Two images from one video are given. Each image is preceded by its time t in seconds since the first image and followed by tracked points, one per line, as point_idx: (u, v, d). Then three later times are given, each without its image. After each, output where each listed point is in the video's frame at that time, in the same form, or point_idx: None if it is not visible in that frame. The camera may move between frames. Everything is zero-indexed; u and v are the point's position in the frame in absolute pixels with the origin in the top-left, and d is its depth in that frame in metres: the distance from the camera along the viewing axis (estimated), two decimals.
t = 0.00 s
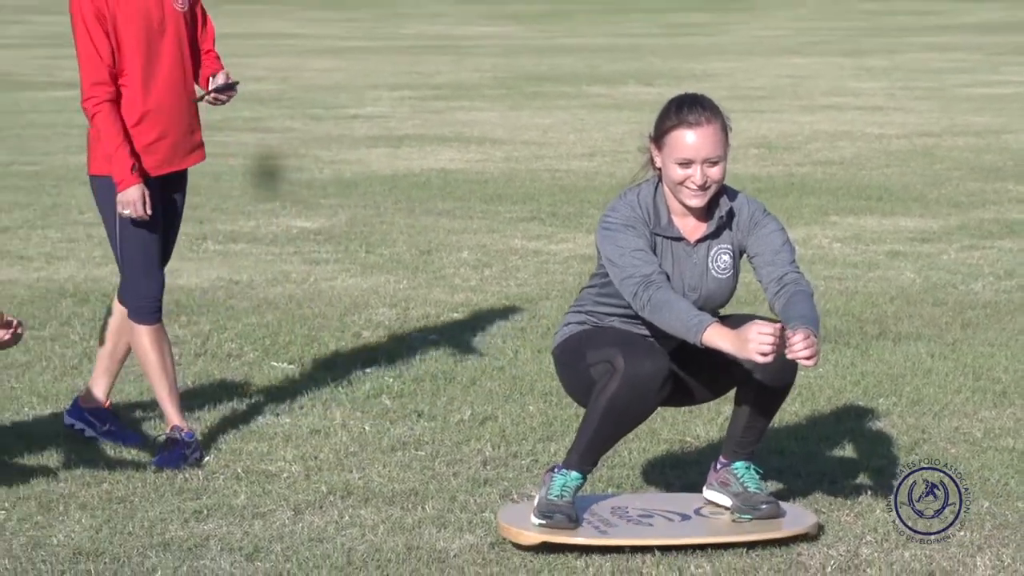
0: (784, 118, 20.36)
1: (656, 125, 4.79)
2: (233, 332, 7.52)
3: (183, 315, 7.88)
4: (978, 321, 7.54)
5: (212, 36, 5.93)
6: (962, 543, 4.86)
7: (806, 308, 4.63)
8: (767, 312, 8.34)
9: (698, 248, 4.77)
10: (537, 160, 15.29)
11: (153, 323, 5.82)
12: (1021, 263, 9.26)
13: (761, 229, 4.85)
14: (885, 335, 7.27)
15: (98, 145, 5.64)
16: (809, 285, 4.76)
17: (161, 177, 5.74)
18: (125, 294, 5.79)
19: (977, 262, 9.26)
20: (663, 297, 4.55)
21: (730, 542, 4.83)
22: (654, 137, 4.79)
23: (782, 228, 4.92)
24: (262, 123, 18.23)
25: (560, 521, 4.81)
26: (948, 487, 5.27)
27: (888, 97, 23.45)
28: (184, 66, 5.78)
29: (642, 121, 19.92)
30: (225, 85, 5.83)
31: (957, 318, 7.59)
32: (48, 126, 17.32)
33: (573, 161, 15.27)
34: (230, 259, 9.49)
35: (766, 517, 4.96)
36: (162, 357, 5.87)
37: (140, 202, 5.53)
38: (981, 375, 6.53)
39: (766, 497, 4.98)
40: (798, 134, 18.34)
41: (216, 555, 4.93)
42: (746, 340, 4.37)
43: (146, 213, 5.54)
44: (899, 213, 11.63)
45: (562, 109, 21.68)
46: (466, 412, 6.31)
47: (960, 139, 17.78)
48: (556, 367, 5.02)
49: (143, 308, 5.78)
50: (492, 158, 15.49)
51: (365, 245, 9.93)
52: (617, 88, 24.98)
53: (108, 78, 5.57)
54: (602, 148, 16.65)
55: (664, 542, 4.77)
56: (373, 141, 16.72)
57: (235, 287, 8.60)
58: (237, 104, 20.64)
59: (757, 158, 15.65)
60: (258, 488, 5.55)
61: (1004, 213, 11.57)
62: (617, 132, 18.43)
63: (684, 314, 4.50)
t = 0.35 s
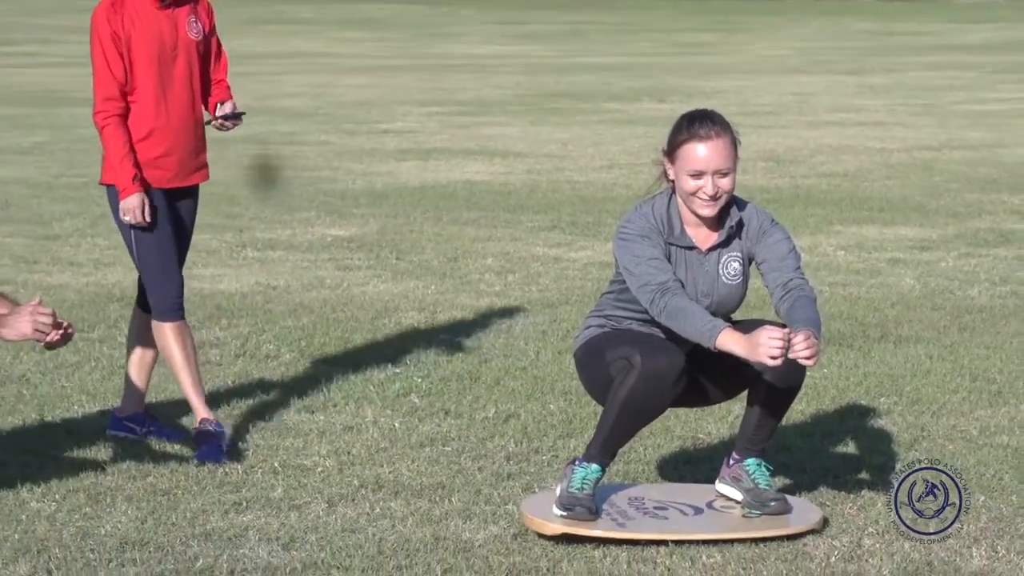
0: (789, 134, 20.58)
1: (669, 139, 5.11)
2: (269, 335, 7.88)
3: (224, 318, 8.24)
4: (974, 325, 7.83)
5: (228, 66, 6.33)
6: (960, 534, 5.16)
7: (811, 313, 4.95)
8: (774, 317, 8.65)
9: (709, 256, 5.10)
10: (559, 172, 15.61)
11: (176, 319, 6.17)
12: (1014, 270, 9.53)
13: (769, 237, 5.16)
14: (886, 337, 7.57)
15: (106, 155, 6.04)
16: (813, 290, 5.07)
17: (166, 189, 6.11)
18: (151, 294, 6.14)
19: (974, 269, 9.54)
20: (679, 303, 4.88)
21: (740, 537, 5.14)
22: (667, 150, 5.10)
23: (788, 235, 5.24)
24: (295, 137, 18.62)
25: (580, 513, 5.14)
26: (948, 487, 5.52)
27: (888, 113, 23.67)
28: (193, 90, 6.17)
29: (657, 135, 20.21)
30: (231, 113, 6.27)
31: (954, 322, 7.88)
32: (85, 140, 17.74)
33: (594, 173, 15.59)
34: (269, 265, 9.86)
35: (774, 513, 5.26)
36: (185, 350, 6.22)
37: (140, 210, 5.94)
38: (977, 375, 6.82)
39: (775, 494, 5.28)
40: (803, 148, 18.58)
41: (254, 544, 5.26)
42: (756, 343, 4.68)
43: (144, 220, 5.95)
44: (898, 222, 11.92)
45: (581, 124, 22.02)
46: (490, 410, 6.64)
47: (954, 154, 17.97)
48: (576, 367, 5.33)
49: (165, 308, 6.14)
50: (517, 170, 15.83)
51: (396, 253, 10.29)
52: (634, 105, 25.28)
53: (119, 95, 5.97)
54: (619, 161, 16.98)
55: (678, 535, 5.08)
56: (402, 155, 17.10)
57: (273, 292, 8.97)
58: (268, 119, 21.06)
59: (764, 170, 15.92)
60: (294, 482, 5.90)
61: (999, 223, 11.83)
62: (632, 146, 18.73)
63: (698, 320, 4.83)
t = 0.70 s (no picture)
0: (796, 157, 20.86)
1: (680, 166, 5.42)
2: (298, 348, 8.22)
3: (257, 332, 8.60)
4: (970, 339, 8.12)
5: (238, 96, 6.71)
6: (958, 538, 5.44)
7: (816, 329, 5.24)
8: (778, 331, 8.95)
9: (719, 276, 5.42)
10: (575, 195, 15.94)
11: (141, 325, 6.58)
12: (1010, 287, 9.81)
13: (775, 258, 5.47)
14: (887, 350, 7.86)
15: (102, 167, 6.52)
16: (817, 308, 5.38)
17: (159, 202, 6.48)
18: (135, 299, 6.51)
19: (970, 286, 9.82)
20: (691, 319, 5.18)
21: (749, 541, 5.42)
22: (678, 177, 5.41)
23: (793, 257, 5.55)
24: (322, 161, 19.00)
25: (597, 516, 5.44)
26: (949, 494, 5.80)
27: (890, 139, 23.94)
28: (196, 114, 6.56)
29: (670, 159, 20.53)
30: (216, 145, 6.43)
31: (952, 336, 8.17)
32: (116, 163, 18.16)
33: (608, 195, 15.91)
34: (300, 282, 10.21)
35: (783, 519, 5.54)
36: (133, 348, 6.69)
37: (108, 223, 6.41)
38: (973, 387, 7.11)
39: (782, 501, 5.55)
40: (808, 172, 18.86)
41: (287, 547, 5.57)
42: (764, 356, 4.97)
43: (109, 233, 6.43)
44: (898, 241, 12.20)
45: (598, 148, 22.36)
46: (510, 419, 6.96)
47: (953, 177, 18.21)
48: (592, 382, 5.64)
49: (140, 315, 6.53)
50: (536, 192, 16.16)
51: (420, 270, 10.63)
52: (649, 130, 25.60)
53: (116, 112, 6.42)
54: (634, 184, 17.30)
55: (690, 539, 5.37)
56: (427, 177, 17.45)
57: (304, 307, 9.32)
58: (296, 143, 21.46)
59: (771, 192, 16.21)
60: (325, 488, 6.21)
61: (995, 243, 12.12)
62: (645, 169, 19.05)
63: (709, 334, 5.13)
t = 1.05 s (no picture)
0: (805, 176, 21.05)
1: (696, 184, 5.65)
2: (323, 359, 8.48)
3: (286, 344, 8.85)
4: (974, 351, 8.33)
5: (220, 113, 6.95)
6: (961, 543, 5.65)
7: (828, 342, 5.45)
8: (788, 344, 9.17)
9: (734, 290, 5.65)
10: (592, 211, 16.16)
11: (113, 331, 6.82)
12: (1014, 301, 10.00)
13: (788, 273, 5.69)
14: (893, 362, 8.07)
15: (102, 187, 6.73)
16: (829, 322, 5.60)
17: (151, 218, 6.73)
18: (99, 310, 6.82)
19: (973, 300, 10.01)
20: (706, 331, 5.40)
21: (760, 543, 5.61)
22: (695, 195, 5.64)
23: (805, 273, 5.77)
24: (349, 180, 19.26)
25: (613, 515, 5.63)
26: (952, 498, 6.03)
27: (894, 158, 24.14)
28: (184, 131, 6.80)
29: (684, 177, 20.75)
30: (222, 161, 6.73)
31: (956, 348, 8.38)
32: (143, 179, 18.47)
33: (623, 212, 16.14)
34: (326, 295, 10.47)
35: (792, 523, 5.72)
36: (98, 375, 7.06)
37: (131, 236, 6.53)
38: (977, 397, 7.32)
39: (792, 507, 5.74)
40: (818, 189, 19.05)
41: (314, 551, 5.79)
42: (775, 369, 5.15)
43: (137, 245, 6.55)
44: (904, 257, 12.40)
45: (614, 165, 22.59)
46: (529, 428, 7.20)
47: (955, 194, 18.35)
48: (608, 391, 5.87)
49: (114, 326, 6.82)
50: (554, 209, 16.40)
51: (442, 284, 10.88)
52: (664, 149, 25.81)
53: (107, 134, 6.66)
54: (648, 200, 17.52)
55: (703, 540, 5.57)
56: (449, 195, 17.70)
57: (331, 320, 9.58)
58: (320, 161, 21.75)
59: (781, 209, 16.42)
60: (350, 494, 6.45)
61: (998, 258, 12.31)
62: (659, 187, 19.28)
63: (724, 346, 5.34)
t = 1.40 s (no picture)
0: (810, 190, 21.25)
1: (711, 197, 5.86)
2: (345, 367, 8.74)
3: (311, 351, 9.12)
4: (975, 358, 8.55)
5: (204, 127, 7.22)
6: (962, 544, 5.86)
7: (835, 352, 5.67)
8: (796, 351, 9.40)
9: (745, 299, 5.88)
10: (606, 223, 16.40)
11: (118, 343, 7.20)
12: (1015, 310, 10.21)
13: (798, 284, 5.92)
14: (897, 368, 8.30)
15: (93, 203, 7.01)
16: (837, 332, 5.82)
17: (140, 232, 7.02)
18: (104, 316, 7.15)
19: (972, 309, 10.23)
20: (715, 340, 5.64)
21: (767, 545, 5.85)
22: (710, 208, 5.85)
23: (814, 283, 6.00)
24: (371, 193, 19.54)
25: (626, 522, 5.89)
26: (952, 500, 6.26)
27: (895, 171, 24.33)
28: (173, 147, 7.07)
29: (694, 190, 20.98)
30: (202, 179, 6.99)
31: (957, 355, 8.60)
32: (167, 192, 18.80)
33: (636, 223, 16.38)
34: (349, 304, 10.74)
35: (799, 525, 5.96)
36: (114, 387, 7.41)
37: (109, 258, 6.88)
38: (978, 403, 7.54)
39: (798, 509, 5.98)
40: (823, 202, 19.26)
41: (337, 550, 6.02)
42: (780, 378, 5.39)
43: (115, 263, 6.90)
44: (905, 267, 12.60)
45: (626, 179, 22.83)
46: (546, 432, 7.45)
47: (955, 207, 18.52)
48: (620, 393, 6.11)
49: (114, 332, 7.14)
50: (570, 221, 16.65)
51: (461, 293, 11.13)
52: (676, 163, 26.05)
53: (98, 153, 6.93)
54: (660, 213, 17.75)
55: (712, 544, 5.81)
56: (467, 207, 17.95)
57: (354, 327, 9.84)
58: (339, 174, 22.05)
59: (788, 221, 16.64)
60: (373, 495, 6.69)
61: (996, 268, 12.53)
62: (670, 199, 19.51)
63: (731, 355, 5.57)
